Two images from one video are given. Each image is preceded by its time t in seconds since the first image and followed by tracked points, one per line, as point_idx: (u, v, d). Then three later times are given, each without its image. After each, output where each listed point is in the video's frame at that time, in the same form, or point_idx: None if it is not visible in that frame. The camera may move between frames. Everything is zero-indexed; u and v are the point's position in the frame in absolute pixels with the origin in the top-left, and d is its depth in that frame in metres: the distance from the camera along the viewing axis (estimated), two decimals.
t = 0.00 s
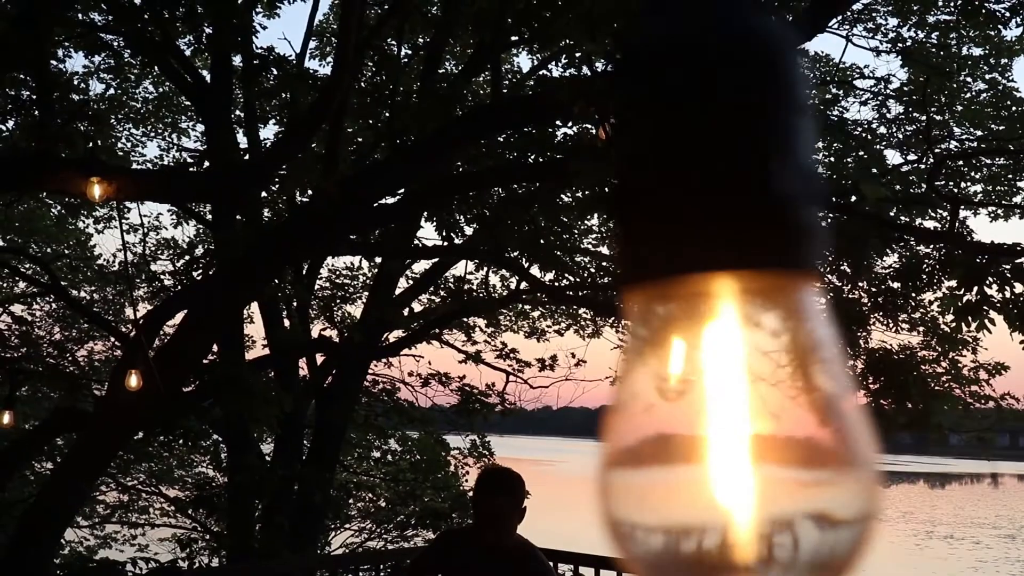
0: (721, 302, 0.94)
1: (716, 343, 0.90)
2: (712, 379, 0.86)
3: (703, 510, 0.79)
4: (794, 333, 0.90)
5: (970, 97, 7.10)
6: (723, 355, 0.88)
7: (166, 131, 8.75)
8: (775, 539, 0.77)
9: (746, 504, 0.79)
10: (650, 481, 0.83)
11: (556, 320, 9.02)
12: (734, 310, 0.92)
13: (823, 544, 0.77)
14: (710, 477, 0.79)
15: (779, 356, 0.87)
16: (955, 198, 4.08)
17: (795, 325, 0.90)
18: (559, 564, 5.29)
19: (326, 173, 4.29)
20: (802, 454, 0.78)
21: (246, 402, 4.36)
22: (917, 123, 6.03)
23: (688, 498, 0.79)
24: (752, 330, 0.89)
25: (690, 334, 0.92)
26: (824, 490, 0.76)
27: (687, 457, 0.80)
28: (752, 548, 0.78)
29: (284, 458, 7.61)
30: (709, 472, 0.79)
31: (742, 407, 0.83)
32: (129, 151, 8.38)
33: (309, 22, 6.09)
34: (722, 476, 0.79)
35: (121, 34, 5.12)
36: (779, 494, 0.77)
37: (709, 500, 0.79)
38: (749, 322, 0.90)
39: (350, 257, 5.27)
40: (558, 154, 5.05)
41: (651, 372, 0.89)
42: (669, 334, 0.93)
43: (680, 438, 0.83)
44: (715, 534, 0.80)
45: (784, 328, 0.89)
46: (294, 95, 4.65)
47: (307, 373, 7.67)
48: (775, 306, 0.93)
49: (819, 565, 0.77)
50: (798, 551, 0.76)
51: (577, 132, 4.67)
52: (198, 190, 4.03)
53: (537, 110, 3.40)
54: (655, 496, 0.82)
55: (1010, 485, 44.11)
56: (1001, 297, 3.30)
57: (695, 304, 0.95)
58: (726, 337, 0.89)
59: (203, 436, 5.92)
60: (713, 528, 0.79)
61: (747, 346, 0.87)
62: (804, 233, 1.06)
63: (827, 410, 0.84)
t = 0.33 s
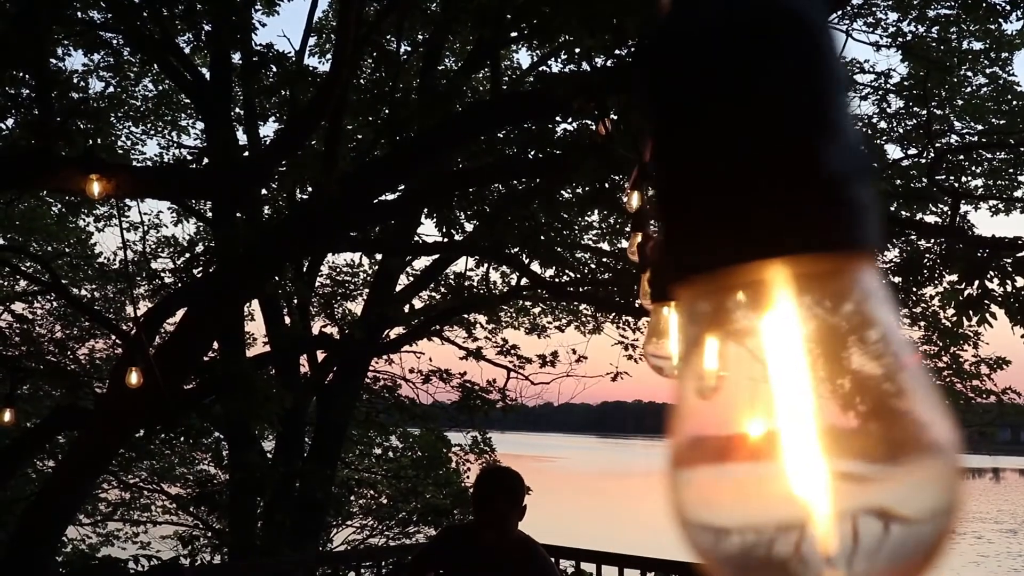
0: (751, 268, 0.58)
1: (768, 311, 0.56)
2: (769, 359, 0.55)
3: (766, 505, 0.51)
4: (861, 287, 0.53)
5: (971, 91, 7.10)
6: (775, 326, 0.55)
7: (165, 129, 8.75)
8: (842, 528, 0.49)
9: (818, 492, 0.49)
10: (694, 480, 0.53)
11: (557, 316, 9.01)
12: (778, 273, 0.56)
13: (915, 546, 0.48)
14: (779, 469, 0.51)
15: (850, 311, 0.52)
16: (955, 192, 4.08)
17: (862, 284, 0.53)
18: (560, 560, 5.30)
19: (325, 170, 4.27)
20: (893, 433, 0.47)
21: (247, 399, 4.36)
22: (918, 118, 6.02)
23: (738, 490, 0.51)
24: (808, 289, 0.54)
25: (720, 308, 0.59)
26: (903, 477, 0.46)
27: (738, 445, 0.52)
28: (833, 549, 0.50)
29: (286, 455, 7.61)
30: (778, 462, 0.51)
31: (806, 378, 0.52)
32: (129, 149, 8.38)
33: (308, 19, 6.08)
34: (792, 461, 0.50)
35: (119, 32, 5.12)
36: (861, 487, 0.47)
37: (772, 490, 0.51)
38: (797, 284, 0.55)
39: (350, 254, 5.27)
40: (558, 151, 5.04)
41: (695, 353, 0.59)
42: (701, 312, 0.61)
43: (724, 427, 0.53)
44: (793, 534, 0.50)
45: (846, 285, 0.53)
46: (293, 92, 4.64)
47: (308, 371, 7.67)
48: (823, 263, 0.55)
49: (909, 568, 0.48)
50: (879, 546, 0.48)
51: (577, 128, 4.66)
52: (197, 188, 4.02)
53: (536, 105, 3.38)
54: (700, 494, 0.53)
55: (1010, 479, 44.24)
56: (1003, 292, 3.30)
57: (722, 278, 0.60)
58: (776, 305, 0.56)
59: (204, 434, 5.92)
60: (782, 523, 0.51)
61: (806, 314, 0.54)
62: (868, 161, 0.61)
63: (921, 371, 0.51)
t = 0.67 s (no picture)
0: (721, 257, 0.65)
1: (718, 305, 0.62)
2: (717, 355, 0.60)
3: (711, 501, 0.55)
4: (816, 282, 0.62)
5: (968, 91, 7.11)
6: (724, 322, 0.61)
7: (163, 130, 8.74)
8: (785, 529, 0.55)
9: (759, 492, 0.55)
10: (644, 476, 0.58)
11: (555, 316, 9.02)
12: (741, 266, 0.64)
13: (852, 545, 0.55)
14: (724, 470, 0.55)
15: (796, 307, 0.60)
16: (953, 192, 4.08)
17: (820, 276, 0.63)
18: (558, 561, 5.29)
19: (323, 171, 4.28)
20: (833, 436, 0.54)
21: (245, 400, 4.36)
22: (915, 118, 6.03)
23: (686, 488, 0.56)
24: (764, 286, 0.62)
25: (685, 300, 0.63)
26: (847, 481, 0.53)
27: (689, 444, 0.56)
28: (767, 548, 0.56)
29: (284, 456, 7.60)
30: (723, 461, 0.55)
31: (751, 379, 0.58)
32: (126, 150, 8.36)
33: (306, 19, 6.08)
34: (736, 462, 0.55)
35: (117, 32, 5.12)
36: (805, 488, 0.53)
37: (717, 489, 0.55)
38: (755, 280, 0.62)
39: (348, 255, 5.27)
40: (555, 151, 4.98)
41: (640, 345, 0.63)
42: (657, 305, 0.63)
43: (674, 424, 0.58)
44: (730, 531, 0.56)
45: (807, 278, 0.62)
46: (292, 93, 4.64)
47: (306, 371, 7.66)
48: (790, 254, 0.64)
49: (841, 565, 0.55)
50: (816, 546, 0.54)
51: (574, 128, 4.67)
52: (195, 188, 4.02)
53: (533, 106, 3.39)
54: (648, 491, 0.57)
55: (1009, 480, 44.24)
56: (999, 291, 3.30)
57: (692, 263, 0.66)
58: (728, 301, 0.62)
59: (201, 434, 5.91)
60: (722, 522, 0.56)
61: (755, 315, 0.60)
62: (821, 151, 0.75)
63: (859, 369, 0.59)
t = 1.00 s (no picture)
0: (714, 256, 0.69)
1: (711, 307, 0.66)
2: (709, 357, 0.63)
3: (705, 500, 0.59)
4: (805, 280, 0.66)
5: (963, 92, 7.13)
6: (718, 324, 0.64)
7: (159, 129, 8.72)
8: (776, 532, 0.58)
9: (755, 491, 0.58)
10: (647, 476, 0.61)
11: (550, 317, 9.02)
12: (732, 267, 0.67)
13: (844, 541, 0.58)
14: (718, 470, 0.59)
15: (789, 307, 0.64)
16: (947, 193, 4.09)
17: (808, 273, 0.67)
18: (554, 561, 5.29)
19: (318, 171, 4.27)
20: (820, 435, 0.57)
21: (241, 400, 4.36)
22: (910, 119, 6.03)
23: (683, 488, 0.59)
24: (755, 285, 0.65)
25: (678, 300, 0.67)
26: (835, 480, 0.56)
27: (687, 445, 0.60)
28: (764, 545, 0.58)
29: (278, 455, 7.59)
30: (716, 464, 0.59)
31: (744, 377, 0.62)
32: (122, 150, 8.34)
33: (302, 19, 6.07)
34: (731, 463, 0.59)
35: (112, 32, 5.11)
36: (797, 484, 0.57)
37: (712, 489, 0.59)
38: (750, 279, 0.66)
39: (343, 254, 5.26)
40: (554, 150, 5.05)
41: (645, 345, 0.66)
42: (658, 305, 0.67)
43: (676, 425, 0.61)
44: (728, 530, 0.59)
45: (793, 275, 0.66)
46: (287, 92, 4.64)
47: (301, 371, 7.66)
48: (780, 257, 0.67)
49: (835, 563, 0.58)
50: (812, 543, 0.57)
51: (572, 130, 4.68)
52: (190, 188, 4.01)
53: (529, 106, 3.39)
54: (651, 489, 0.60)
55: (1003, 480, 44.38)
56: (992, 292, 3.31)
57: (685, 268, 0.70)
58: (721, 304, 0.65)
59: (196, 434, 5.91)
60: (716, 521, 0.59)
61: (749, 320, 0.64)
62: (804, 146, 0.80)
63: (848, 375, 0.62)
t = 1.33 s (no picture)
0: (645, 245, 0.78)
1: (644, 301, 0.74)
2: (645, 371, 0.70)
3: (638, 492, 0.66)
4: (733, 279, 0.74)
5: (952, 93, 7.17)
6: (648, 314, 0.73)
7: (149, 131, 8.71)
8: (703, 518, 0.66)
9: (683, 483, 0.67)
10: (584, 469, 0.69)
11: (542, 318, 9.03)
12: (662, 264, 0.76)
13: (758, 536, 0.66)
14: (648, 465, 0.66)
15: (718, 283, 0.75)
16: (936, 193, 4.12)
17: (734, 269, 0.75)
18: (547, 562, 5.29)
19: (309, 172, 4.27)
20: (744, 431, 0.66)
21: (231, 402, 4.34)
22: (900, 120, 6.07)
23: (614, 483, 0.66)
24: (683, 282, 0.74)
25: (621, 299, 0.74)
26: (755, 473, 0.65)
27: (622, 445, 0.67)
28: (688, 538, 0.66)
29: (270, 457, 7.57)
30: (647, 460, 0.66)
31: (677, 383, 0.69)
32: (113, 151, 8.33)
33: (293, 20, 6.07)
34: (659, 460, 0.67)
35: (102, 33, 5.10)
36: (721, 478, 0.65)
37: (643, 480, 0.66)
38: (683, 282, 0.74)
39: (335, 255, 5.26)
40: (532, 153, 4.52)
41: (584, 339, 0.74)
42: (605, 299, 0.75)
43: (612, 429, 0.68)
44: (655, 523, 0.66)
45: (720, 276, 0.74)
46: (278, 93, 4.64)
47: (293, 372, 7.64)
48: (706, 251, 0.76)
49: (764, 546, 0.66)
50: (729, 527, 0.66)
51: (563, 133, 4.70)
52: (179, 190, 4.01)
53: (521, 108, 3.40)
54: (585, 488, 0.68)
55: (995, 479, 44.59)
56: (980, 292, 3.33)
57: (622, 258, 0.78)
58: (651, 298, 0.74)
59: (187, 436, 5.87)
60: (645, 512, 0.67)
61: (689, 322, 0.72)
62: (733, 144, 0.87)
63: (783, 393, 0.70)
